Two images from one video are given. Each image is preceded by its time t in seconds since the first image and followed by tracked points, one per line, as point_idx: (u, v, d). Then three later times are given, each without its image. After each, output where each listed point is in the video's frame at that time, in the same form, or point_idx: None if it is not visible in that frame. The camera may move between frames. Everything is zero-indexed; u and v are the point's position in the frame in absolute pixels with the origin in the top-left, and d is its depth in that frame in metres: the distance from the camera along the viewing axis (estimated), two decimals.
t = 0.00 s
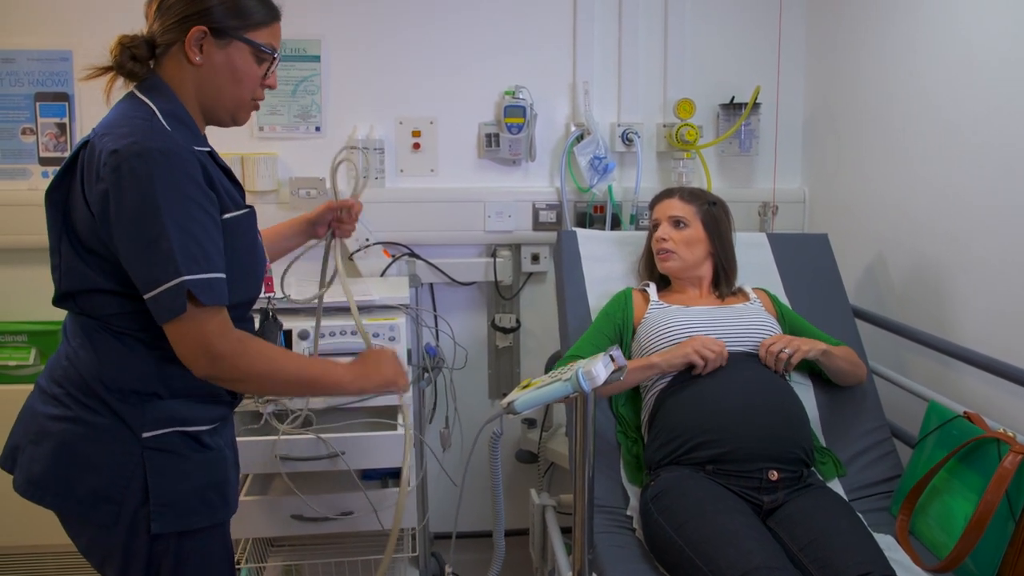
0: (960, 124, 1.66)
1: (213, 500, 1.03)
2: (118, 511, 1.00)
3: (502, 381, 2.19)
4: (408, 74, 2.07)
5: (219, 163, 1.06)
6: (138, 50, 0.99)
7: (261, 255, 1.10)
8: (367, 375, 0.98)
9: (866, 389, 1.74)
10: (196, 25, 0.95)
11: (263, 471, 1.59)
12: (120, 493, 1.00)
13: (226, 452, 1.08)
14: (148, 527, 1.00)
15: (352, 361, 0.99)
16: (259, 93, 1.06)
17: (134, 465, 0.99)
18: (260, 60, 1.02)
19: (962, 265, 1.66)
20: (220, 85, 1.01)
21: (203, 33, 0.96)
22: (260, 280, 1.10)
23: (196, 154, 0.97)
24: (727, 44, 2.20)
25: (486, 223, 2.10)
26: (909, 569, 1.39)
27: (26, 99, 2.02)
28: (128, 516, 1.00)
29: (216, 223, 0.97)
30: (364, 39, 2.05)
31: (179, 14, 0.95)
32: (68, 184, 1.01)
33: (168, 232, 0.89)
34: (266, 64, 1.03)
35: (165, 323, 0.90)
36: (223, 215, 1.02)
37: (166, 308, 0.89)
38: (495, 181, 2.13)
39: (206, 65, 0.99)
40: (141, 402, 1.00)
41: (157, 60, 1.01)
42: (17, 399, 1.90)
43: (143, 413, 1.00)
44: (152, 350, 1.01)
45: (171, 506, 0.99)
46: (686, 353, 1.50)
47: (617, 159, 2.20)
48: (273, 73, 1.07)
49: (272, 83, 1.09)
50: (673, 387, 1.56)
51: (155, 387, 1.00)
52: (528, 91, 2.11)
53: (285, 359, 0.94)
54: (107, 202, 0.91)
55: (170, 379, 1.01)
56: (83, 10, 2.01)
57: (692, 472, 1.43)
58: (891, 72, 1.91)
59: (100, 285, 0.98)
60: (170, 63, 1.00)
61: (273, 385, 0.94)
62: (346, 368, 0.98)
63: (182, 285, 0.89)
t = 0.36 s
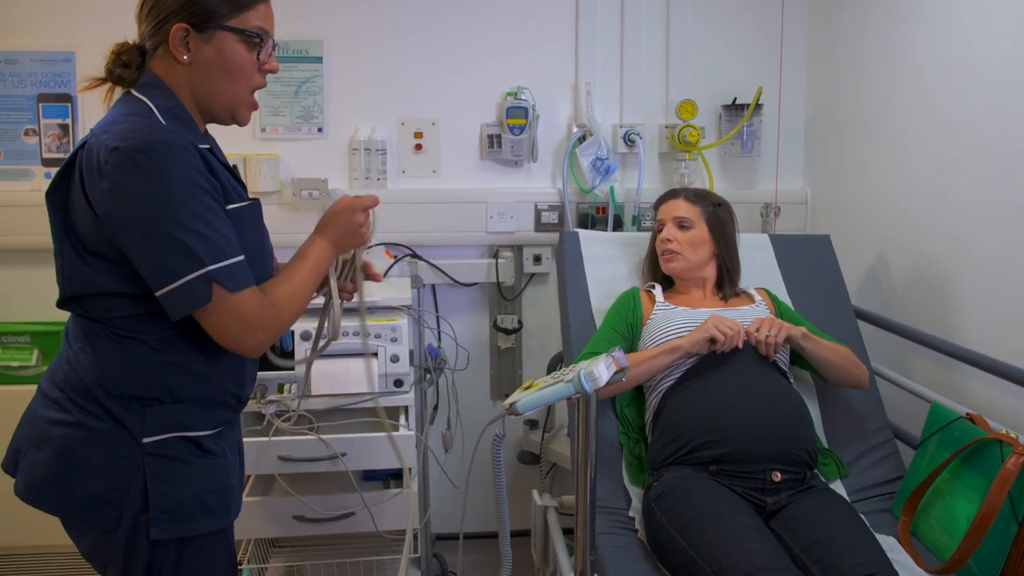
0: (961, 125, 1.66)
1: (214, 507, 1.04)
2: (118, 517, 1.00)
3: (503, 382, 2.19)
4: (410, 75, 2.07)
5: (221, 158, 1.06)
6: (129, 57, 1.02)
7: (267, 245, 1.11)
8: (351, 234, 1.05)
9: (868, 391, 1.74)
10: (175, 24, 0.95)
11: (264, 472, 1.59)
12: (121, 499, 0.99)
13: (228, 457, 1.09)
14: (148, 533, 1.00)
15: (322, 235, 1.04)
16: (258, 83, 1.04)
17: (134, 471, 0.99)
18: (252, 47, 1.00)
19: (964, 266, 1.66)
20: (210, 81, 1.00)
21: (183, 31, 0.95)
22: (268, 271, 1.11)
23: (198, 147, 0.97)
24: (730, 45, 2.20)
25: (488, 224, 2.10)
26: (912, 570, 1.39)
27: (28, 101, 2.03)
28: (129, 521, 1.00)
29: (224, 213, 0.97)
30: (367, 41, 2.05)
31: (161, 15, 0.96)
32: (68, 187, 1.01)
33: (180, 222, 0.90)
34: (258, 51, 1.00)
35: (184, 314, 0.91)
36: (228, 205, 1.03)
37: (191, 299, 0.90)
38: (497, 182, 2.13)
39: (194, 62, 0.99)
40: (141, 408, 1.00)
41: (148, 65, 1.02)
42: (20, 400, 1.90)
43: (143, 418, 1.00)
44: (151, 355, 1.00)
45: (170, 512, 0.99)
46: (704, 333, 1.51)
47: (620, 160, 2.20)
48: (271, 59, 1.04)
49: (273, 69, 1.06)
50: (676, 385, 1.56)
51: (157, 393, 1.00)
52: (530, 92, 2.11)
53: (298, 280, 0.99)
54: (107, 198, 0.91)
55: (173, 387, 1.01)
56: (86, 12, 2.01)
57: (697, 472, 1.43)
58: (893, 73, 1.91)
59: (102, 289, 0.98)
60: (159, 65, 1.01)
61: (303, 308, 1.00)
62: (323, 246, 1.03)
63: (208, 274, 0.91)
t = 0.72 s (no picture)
0: (964, 125, 1.66)
1: (221, 507, 1.04)
2: (127, 518, 1.00)
3: (505, 383, 2.19)
4: (412, 76, 2.08)
5: (232, 160, 1.06)
6: (135, 59, 1.02)
7: (275, 251, 1.11)
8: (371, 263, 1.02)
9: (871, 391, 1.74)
10: (178, 24, 0.95)
11: (266, 473, 1.59)
12: (129, 500, 1.00)
13: (234, 458, 1.09)
14: (156, 535, 1.00)
15: (341, 263, 1.01)
16: (265, 79, 1.04)
17: (143, 473, 1.00)
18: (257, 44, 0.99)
19: (967, 266, 1.66)
20: (217, 79, 1.00)
21: (187, 31, 0.95)
22: (275, 276, 1.11)
23: (209, 151, 0.98)
24: (732, 46, 2.20)
25: (490, 225, 2.10)
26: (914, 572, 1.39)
27: (31, 102, 2.03)
28: (138, 523, 1.00)
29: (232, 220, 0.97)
30: (369, 41, 2.05)
31: (164, 15, 0.96)
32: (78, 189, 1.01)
33: (188, 230, 0.90)
34: (264, 47, 1.00)
35: (191, 322, 0.91)
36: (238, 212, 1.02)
37: (194, 308, 0.90)
38: (499, 183, 2.14)
39: (199, 62, 0.99)
40: (151, 410, 1.00)
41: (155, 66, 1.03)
42: (22, 400, 1.90)
43: (153, 420, 1.00)
44: (163, 356, 1.00)
45: (179, 514, 1.00)
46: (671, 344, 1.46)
47: (622, 160, 2.20)
48: (278, 54, 1.04)
49: (280, 64, 1.06)
50: (680, 387, 1.56)
51: (166, 394, 1.00)
52: (533, 93, 2.11)
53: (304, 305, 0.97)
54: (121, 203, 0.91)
55: (183, 388, 1.01)
56: (89, 13, 2.01)
57: (698, 474, 1.43)
58: (896, 73, 1.91)
59: (115, 292, 0.98)
60: (165, 65, 1.01)
61: (303, 334, 0.98)
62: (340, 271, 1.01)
63: (212, 283, 0.90)
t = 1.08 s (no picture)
0: (967, 127, 1.66)
1: (231, 507, 1.04)
2: (140, 517, 1.00)
3: (507, 384, 2.19)
4: (415, 78, 2.08)
5: (235, 157, 1.06)
6: (137, 62, 1.03)
7: (282, 250, 1.11)
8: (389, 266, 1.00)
9: (873, 393, 1.74)
10: (178, 25, 0.95)
11: (269, 474, 1.59)
12: (144, 499, 1.00)
13: (246, 458, 1.09)
14: (168, 534, 1.00)
15: (360, 264, 1.00)
16: (267, 77, 1.04)
17: (157, 471, 1.00)
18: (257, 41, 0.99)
19: (970, 268, 1.66)
20: (219, 78, 1.00)
21: (187, 31, 0.96)
22: (283, 275, 1.10)
23: (213, 149, 0.98)
24: (735, 47, 2.20)
25: (492, 227, 2.10)
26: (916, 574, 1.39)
27: (34, 103, 2.03)
28: (152, 522, 1.00)
29: (237, 220, 0.97)
30: (371, 43, 2.05)
31: (163, 16, 0.96)
32: (87, 190, 1.01)
33: (191, 230, 0.90)
34: (263, 45, 1.00)
35: (194, 321, 0.91)
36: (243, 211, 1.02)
37: (195, 307, 0.90)
38: (501, 185, 2.14)
39: (200, 62, 0.99)
40: (164, 409, 1.00)
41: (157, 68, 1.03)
42: (25, 401, 1.90)
43: (166, 419, 1.00)
44: (174, 356, 1.00)
45: (191, 512, 1.00)
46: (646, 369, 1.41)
47: (623, 162, 2.20)
48: (278, 51, 1.04)
49: (281, 61, 1.05)
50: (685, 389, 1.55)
51: (179, 393, 1.01)
52: (534, 95, 2.11)
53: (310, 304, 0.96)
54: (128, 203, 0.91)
55: (194, 386, 1.01)
56: (92, 15, 2.01)
57: (701, 476, 1.43)
58: (899, 75, 1.91)
59: (125, 292, 0.98)
60: (167, 66, 1.02)
61: (307, 335, 0.96)
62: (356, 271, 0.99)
63: (209, 282, 0.89)
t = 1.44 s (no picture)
0: (969, 131, 1.66)
1: (236, 510, 1.04)
2: (145, 519, 1.00)
3: (509, 389, 2.19)
4: (417, 83, 2.08)
5: (239, 161, 1.06)
6: (142, 73, 1.04)
7: (287, 253, 1.11)
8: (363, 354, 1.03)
9: (876, 398, 1.74)
10: (174, 32, 0.95)
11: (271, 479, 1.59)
12: (148, 501, 1.00)
13: (252, 461, 1.09)
14: (172, 536, 1.00)
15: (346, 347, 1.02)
16: (267, 76, 1.04)
17: (163, 473, 1.00)
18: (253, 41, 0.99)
19: (973, 273, 1.66)
20: (219, 81, 1.00)
21: (183, 37, 0.96)
22: (287, 279, 1.11)
23: (218, 152, 0.98)
24: (737, 52, 2.21)
25: (494, 231, 2.10)
26: None
27: (37, 108, 2.04)
28: (157, 523, 1.00)
29: (241, 223, 0.97)
30: (374, 48, 2.06)
31: (161, 23, 0.97)
32: (93, 195, 1.01)
33: (196, 231, 0.90)
34: (259, 45, 1.00)
35: (198, 323, 0.91)
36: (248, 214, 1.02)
37: (201, 309, 0.90)
38: (503, 190, 2.14)
39: (200, 67, 0.99)
40: (169, 411, 1.01)
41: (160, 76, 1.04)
42: (28, 405, 1.91)
43: (171, 421, 1.00)
44: (180, 357, 1.01)
45: (196, 514, 1.00)
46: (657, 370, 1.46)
47: (626, 167, 2.20)
48: (275, 50, 1.03)
49: (279, 60, 1.05)
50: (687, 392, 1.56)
51: (183, 395, 1.01)
52: (537, 100, 2.11)
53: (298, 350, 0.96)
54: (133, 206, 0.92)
55: (200, 388, 1.02)
56: (95, 20, 2.02)
57: (703, 481, 1.43)
58: (901, 79, 1.91)
59: (131, 294, 0.98)
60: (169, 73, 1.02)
61: (290, 378, 0.96)
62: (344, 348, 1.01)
63: (214, 283, 0.89)
